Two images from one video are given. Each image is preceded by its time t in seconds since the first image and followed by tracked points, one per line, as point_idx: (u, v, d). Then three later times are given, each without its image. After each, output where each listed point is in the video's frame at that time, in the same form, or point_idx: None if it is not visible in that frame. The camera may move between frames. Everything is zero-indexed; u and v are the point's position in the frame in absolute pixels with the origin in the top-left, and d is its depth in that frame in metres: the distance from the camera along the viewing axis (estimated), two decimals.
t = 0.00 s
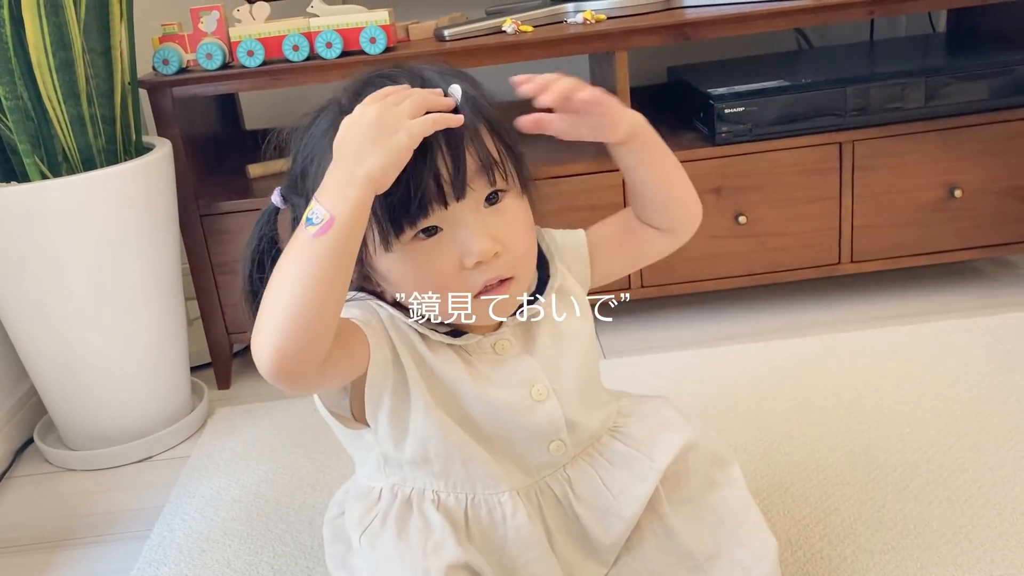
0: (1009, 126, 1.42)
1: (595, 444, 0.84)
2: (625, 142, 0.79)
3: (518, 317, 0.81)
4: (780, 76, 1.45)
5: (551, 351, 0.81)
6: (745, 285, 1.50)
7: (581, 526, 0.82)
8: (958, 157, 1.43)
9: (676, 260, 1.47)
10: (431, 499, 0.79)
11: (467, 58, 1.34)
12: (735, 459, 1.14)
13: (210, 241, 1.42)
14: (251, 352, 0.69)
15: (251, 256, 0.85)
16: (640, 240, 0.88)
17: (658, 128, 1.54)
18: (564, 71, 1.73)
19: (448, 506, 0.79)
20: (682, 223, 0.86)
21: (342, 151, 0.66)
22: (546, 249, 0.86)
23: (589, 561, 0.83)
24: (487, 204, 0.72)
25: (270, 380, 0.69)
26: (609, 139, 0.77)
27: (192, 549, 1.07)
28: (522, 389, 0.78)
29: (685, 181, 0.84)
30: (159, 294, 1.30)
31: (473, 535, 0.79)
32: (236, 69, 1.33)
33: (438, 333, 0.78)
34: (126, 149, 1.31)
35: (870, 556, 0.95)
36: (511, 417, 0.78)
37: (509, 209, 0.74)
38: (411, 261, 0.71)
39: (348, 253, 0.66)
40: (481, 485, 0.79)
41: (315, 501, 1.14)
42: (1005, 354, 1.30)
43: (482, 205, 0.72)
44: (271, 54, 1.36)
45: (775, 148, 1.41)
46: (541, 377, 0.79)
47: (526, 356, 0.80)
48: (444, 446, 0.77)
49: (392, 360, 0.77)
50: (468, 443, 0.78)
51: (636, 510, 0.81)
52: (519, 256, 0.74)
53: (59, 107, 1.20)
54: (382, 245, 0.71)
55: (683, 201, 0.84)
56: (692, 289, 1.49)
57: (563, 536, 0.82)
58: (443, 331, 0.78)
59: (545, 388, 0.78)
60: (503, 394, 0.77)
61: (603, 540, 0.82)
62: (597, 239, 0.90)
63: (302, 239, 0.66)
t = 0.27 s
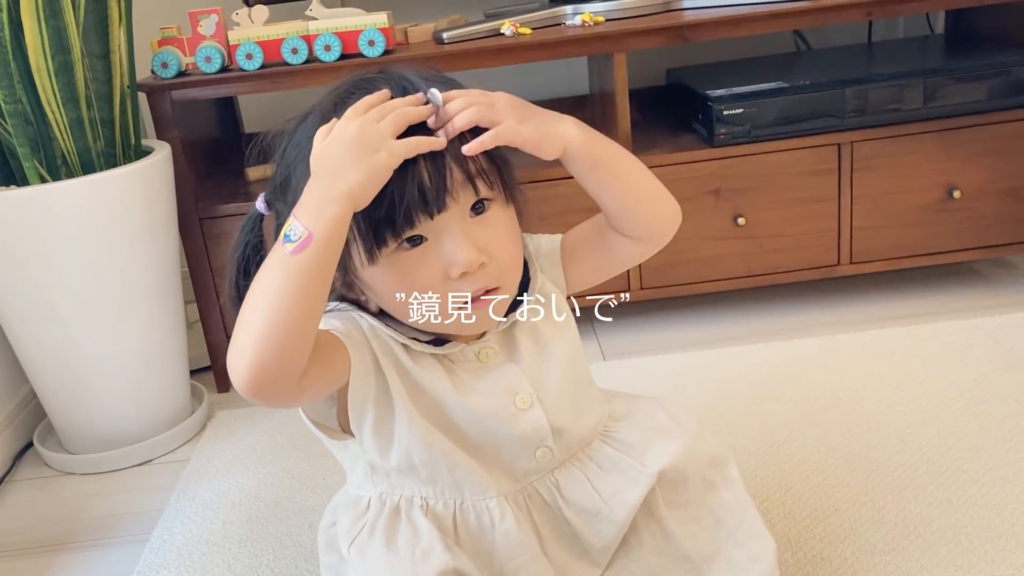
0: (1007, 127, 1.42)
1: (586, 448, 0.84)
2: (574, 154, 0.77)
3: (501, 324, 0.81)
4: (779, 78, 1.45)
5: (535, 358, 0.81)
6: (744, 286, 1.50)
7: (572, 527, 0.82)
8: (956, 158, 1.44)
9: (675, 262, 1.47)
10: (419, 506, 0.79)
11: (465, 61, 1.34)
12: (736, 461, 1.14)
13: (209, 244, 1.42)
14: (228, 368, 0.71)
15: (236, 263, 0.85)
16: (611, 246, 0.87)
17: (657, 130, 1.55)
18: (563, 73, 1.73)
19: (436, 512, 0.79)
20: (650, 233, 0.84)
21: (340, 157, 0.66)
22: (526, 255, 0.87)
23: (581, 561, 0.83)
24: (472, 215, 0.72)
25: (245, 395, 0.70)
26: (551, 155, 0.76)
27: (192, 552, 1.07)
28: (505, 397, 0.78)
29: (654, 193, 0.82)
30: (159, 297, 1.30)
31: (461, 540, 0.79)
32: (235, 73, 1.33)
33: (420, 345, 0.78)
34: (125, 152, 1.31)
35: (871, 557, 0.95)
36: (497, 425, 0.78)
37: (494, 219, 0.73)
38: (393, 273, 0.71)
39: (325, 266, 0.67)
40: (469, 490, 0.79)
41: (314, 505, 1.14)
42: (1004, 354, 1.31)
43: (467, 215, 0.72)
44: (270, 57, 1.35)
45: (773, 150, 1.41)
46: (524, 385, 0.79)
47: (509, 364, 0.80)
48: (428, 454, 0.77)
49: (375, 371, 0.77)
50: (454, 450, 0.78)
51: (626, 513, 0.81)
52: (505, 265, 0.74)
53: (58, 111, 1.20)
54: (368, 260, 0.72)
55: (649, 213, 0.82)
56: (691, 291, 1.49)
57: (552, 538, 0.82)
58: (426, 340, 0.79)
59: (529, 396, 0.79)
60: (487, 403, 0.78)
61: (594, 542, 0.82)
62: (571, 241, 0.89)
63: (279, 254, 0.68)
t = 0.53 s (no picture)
0: (1004, 130, 1.42)
1: (582, 453, 0.84)
2: (540, 165, 0.76)
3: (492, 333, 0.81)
4: (776, 80, 1.46)
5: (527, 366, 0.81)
6: (743, 289, 1.50)
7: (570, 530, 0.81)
8: (954, 160, 1.44)
9: (673, 265, 1.47)
10: (415, 514, 0.79)
11: (462, 64, 1.34)
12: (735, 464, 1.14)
13: (207, 249, 1.42)
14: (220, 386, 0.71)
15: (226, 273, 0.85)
16: (594, 254, 0.87)
17: (654, 134, 1.55)
18: (560, 77, 1.73)
19: (432, 519, 0.79)
20: (631, 243, 0.83)
21: (335, 162, 0.66)
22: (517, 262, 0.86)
23: (579, 566, 0.83)
24: (466, 222, 0.72)
25: (239, 414, 0.71)
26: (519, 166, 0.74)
27: (191, 557, 1.07)
28: (499, 406, 0.78)
29: (635, 203, 0.81)
30: (157, 302, 1.30)
31: (457, 545, 0.79)
32: (232, 77, 1.33)
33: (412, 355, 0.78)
34: (123, 157, 1.31)
35: (870, 559, 0.95)
36: (490, 432, 0.78)
37: (487, 227, 0.73)
38: (384, 283, 0.71)
39: (315, 282, 0.67)
40: (465, 496, 0.79)
41: (312, 509, 1.14)
42: (1003, 356, 1.31)
43: (461, 223, 0.71)
44: (267, 61, 1.35)
45: (771, 153, 1.41)
46: (517, 393, 0.79)
47: (502, 373, 0.80)
48: (423, 462, 0.77)
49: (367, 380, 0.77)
50: (448, 457, 0.78)
51: (623, 519, 0.80)
52: (499, 271, 0.74)
53: (56, 117, 1.20)
54: (361, 270, 0.72)
55: (628, 225, 0.81)
56: (689, 294, 1.49)
57: (549, 542, 0.82)
58: (418, 349, 0.79)
59: (522, 404, 0.79)
60: (480, 412, 0.78)
61: (592, 547, 0.81)
62: (558, 247, 0.89)
63: (269, 270, 0.68)
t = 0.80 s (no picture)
0: (997, 135, 1.43)
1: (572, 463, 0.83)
2: (561, 186, 0.78)
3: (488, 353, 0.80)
4: (770, 87, 1.46)
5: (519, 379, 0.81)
6: (737, 296, 1.50)
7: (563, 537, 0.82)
8: (947, 167, 1.44)
9: (668, 272, 1.47)
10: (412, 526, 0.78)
11: (457, 72, 1.34)
12: (731, 471, 1.13)
13: (201, 257, 1.41)
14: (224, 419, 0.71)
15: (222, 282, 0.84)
16: (600, 272, 0.88)
17: (648, 141, 1.55)
18: (554, 85, 1.73)
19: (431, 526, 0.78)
20: (639, 259, 0.85)
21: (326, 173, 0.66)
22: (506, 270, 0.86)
23: None
24: (476, 245, 0.72)
25: (244, 448, 0.71)
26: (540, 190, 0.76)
27: (185, 566, 1.06)
28: (494, 423, 0.78)
29: (645, 221, 0.83)
30: (152, 311, 1.29)
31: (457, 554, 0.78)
32: (226, 86, 1.33)
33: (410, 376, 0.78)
34: (117, 166, 1.31)
35: (867, 565, 0.94)
36: (484, 446, 0.78)
37: (496, 251, 0.74)
38: (393, 307, 0.71)
39: (325, 319, 0.67)
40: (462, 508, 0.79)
41: (307, 518, 1.14)
42: (998, 362, 1.31)
43: (471, 247, 0.72)
44: (262, 69, 1.36)
45: (765, 159, 1.42)
46: (513, 411, 0.79)
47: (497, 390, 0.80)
48: (420, 479, 0.77)
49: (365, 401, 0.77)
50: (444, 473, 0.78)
51: (614, 525, 0.80)
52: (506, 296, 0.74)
53: (49, 125, 1.20)
54: (368, 291, 0.71)
55: (630, 242, 0.83)
56: (684, 301, 1.49)
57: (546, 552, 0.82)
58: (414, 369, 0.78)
59: (518, 422, 0.79)
60: (476, 431, 0.78)
61: (586, 553, 0.81)
62: (557, 261, 0.90)
63: (279, 304, 0.67)
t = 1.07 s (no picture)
0: (983, 142, 1.44)
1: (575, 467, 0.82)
2: (576, 211, 0.80)
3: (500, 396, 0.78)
4: (757, 95, 1.47)
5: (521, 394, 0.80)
6: (727, 303, 1.50)
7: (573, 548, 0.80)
8: (934, 174, 1.45)
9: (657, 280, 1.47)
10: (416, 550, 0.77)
11: (445, 81, 1.34)
12: (720, 478, 1.13)
13: (190, 267, 1.41)
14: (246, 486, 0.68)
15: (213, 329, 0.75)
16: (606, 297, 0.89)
17: (637, 149, 1.55)
18: (543, 93, 1.74)
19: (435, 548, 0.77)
20: (645, 278, 0.87)
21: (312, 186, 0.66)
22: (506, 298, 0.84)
23: None
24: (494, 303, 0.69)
25: (267, 515, 0.68)
26: (556, 216, 0.78)
27: None
28: (503, 438, 0.77)
29: (650, 242, 0.85)
30: (140, 321, 1.29)
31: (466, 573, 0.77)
32: (214, 95, 1.34)
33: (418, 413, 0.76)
34: (105, 175, 1.30)
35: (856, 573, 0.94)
36: (495, 463, 0.76)
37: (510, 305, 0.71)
38: (417, 362, 0.68)
39: (354, 393, 0.63)
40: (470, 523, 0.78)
41: (296, 528, 1.13)
42: (986, 368, 1.31)
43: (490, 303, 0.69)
44: (250, 79, 1.36)
45: (753, 167, 1.42)
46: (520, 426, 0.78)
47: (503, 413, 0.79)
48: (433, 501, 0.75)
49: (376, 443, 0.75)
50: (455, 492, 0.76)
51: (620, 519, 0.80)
52: (515, 353, 0.73)
53: (36, 135, 1.20)
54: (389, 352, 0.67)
55: (637, 261, 0.85)
56: (674, 308, 1.49)
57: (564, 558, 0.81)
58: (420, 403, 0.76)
59: (525, 438, 0.78)
60: (487, 453, 0.76)
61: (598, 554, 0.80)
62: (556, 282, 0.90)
63: (310, 376, 0.63)
